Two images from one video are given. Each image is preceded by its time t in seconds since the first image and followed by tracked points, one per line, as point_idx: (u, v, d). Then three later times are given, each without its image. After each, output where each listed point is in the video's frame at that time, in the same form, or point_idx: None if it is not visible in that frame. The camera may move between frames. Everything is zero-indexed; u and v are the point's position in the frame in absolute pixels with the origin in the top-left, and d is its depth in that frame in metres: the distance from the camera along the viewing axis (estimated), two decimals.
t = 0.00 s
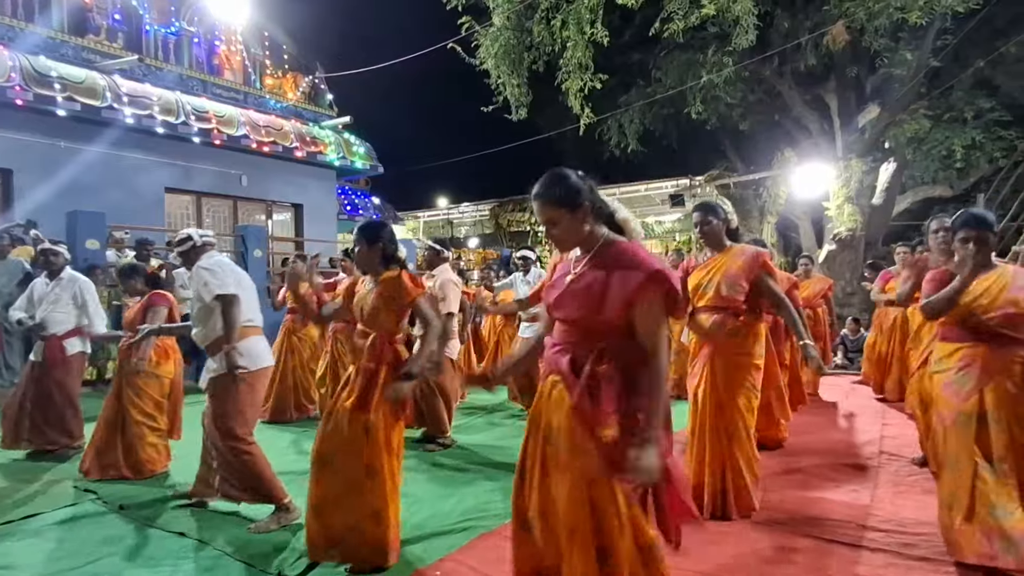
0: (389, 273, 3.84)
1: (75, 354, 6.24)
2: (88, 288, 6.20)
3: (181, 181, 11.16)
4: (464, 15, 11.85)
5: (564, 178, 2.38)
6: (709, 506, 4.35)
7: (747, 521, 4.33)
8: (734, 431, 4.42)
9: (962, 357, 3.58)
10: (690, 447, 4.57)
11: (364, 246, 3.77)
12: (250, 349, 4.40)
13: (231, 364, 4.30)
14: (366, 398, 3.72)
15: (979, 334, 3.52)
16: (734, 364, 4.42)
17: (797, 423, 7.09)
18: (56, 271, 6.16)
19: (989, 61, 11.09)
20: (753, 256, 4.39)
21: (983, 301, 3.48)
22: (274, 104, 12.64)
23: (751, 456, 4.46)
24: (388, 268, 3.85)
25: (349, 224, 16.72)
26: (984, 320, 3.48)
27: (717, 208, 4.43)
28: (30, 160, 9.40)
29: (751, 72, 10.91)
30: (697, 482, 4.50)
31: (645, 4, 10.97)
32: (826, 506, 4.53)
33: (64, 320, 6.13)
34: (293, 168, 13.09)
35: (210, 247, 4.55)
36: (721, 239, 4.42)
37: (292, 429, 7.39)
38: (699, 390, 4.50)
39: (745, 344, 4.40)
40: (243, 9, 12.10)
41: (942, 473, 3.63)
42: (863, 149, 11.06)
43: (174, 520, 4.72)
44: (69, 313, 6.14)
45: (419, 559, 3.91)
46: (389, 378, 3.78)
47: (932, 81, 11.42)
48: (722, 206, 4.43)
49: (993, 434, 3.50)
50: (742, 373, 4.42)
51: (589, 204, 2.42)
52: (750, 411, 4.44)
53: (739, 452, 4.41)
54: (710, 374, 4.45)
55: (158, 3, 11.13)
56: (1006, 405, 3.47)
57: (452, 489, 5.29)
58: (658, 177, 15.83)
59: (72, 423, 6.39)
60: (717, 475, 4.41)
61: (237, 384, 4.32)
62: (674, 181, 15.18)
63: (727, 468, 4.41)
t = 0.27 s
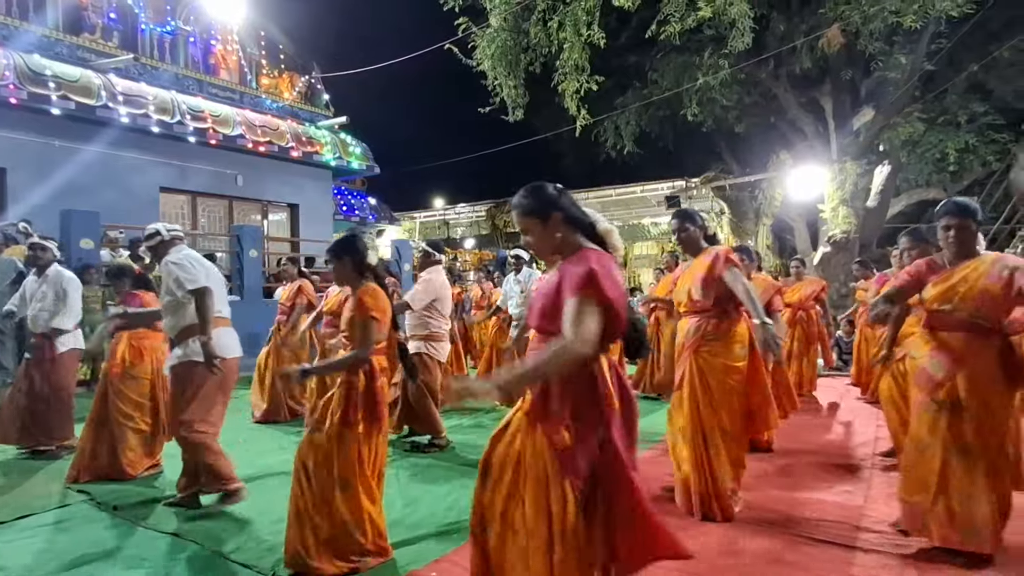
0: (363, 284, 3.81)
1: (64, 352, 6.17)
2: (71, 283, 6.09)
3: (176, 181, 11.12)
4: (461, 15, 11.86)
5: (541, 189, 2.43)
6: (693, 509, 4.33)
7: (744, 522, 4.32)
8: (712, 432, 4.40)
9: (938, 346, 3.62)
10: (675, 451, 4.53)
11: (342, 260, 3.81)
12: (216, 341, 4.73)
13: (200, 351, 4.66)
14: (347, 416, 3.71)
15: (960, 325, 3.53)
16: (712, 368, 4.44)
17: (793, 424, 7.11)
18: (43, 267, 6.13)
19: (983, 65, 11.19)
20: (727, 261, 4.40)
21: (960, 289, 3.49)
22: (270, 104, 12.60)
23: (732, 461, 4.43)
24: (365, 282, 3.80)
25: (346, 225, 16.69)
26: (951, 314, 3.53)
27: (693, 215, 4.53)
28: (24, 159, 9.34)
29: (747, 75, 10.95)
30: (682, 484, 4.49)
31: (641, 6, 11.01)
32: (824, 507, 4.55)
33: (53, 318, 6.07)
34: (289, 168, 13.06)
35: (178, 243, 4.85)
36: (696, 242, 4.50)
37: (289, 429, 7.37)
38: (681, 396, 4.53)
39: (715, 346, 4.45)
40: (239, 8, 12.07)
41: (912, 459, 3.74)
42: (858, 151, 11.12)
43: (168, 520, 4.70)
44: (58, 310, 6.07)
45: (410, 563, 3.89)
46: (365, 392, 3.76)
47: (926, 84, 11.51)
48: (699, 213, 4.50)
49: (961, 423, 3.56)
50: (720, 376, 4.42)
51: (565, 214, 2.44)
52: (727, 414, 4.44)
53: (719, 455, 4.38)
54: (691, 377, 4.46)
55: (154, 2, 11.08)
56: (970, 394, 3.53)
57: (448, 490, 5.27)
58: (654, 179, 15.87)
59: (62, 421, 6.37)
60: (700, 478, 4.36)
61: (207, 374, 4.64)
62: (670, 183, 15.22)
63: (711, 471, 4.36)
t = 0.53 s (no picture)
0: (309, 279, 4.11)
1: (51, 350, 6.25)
2: (56, 279, 6.17)
3: (173, 180, 11.08)
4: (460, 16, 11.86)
5: (489, 191, 2.94)
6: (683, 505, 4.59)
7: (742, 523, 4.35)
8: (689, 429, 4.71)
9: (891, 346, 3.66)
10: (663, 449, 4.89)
11: (298, 261, 4.14)
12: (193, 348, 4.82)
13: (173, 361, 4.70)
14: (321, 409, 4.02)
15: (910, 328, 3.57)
16: (684, 368, 4.75)
17: (789, 425, 7.15)
18: (31, 267, 6.23)
19: (979, 69, 11.22)
20: (693, 265, 4.65)
21: (917, 290, 3.55)
22: (268, 103, 12.58)
23: (714, 453, 4.64)
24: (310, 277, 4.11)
25: (342, 224, 16.67)
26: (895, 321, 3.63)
27: (667, 221, 4.76)
28: (19, 156, 9.29)
29: (744, 77, 10.99)
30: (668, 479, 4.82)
31: (640, 8, 11.03)
32: (821, 508, 4.57)
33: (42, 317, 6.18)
34: (285, 167, 13.03)
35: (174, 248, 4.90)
36: (670, 248, 4.75)
37: (286, 428, 7.36)
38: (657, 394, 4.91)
39: (687, 345, 4.75)
40: (237, 7, 12.03)
41: (860, 453, 3.86)
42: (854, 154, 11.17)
43: (164, 519, 4.68)
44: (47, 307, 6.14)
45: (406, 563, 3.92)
46: (333, 384, 4.01)
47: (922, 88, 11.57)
48: (673, 219, 4.73)
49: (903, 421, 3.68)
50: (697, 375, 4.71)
51: (504, 217, 2.92)
52: (702, 408, 4.70)
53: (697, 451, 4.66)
54: (670, 376, 4.79)
55: None
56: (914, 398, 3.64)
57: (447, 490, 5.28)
58: (651, 181, 15.90)
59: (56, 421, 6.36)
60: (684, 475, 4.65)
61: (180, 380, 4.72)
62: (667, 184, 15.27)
63: (691, 464, 4.66)
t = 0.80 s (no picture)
0: (275, 278, 4.36)
1: (44, 344, 6.31)
2: (42, 274, 6.28)
3: (171, 176, 11.04)
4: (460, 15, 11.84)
5: (414, 213, 3.32)
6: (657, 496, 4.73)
7: (742, 525, 4.33)
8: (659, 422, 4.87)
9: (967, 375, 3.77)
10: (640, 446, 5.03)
11: (258, 268, 4.41)
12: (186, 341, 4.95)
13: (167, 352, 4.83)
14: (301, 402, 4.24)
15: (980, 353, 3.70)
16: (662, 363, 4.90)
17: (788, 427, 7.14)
18: (16, 265, 6.30)
19: (978, 73, 11.19)
20: (670, 266, 4.85)
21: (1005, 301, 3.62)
22: (267, 100, 12.56)
23: (691, 448, 4.77)
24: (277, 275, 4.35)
25: (341, 222, 16.65)
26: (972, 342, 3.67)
27: (647, 224, 4.96)
28: (18, 151, 9.25)
29: (744, 78, 10.99)
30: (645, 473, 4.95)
31: (641, 8, 11.02)
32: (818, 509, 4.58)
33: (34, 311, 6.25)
34: (284, 164, 13.00)
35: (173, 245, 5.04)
36: (649, 250, 4.94)
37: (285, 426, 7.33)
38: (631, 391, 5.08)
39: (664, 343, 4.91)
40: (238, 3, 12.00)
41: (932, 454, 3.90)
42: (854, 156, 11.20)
43: (159, 516, 4.68)
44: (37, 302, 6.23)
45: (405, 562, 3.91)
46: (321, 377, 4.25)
47: (921, 90, 11.59)
48: (653, 221, 4.92)
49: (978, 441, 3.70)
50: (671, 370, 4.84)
51: (434, 233, 3.30)
52: (675, 402, 4.85)
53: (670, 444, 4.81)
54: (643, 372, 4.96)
55: None
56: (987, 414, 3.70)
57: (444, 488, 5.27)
58: (650, 181, 15.89)
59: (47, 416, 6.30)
60: (656, 467, 4.80)
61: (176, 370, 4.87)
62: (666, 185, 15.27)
63: (671, 459, 4.79)
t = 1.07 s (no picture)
0: (281, 273, 4.44)
1: (45, 336, 6.37)
2: (49, 268, 6.31)
3: (174, 171, 11.04)
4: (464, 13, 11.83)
5: (409, 208, 3.30)
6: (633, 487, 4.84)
7: (743, 525, 4.33)
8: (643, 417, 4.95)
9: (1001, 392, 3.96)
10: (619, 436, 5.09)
11: (263, 259, 4.48)
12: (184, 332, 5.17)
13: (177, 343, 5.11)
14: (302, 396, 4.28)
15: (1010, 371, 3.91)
16: (657, 362, 4.96)
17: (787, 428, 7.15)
18: (21, 257, 6.29)
19: (981, 75, 11.28)
20: (673, 269, 4.90)
21: None
22: (270, 97, 12.55)
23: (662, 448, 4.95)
24: (285, 270, 4.42)
25: (343, 219, 16.64)
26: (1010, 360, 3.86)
27: (649, 222, 4.97)
28: (21, 145, 9.25)
29: (748, 80, 10.98)
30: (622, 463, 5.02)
31: (645, 8, 11.02)
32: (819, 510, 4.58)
33: (36, 303, 6.27)
34: (286, 160, 12.99)
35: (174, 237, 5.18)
36: (649, 248, 4.97)
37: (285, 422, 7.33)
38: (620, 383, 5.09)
39: (659, 343, 4.97)
40: None
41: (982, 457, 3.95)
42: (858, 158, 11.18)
43: (161, 511, 4.68)
44: (41, 295, 6.30)
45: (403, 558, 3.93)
46: (324, 370, 4.40)
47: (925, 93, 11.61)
48: (656, 222, 4.93)
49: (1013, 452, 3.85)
50: (658, 370, 4.98)
51: (434, 227, 3.31)
52: (658, 400, 5.00)
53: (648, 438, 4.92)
54: (635, 368, 4.99)
55: None
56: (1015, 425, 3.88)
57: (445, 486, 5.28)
58: (652, 181, 15.89)
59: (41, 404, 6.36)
60: (634, 460, 4.90)
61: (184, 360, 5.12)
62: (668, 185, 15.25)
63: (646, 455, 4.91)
